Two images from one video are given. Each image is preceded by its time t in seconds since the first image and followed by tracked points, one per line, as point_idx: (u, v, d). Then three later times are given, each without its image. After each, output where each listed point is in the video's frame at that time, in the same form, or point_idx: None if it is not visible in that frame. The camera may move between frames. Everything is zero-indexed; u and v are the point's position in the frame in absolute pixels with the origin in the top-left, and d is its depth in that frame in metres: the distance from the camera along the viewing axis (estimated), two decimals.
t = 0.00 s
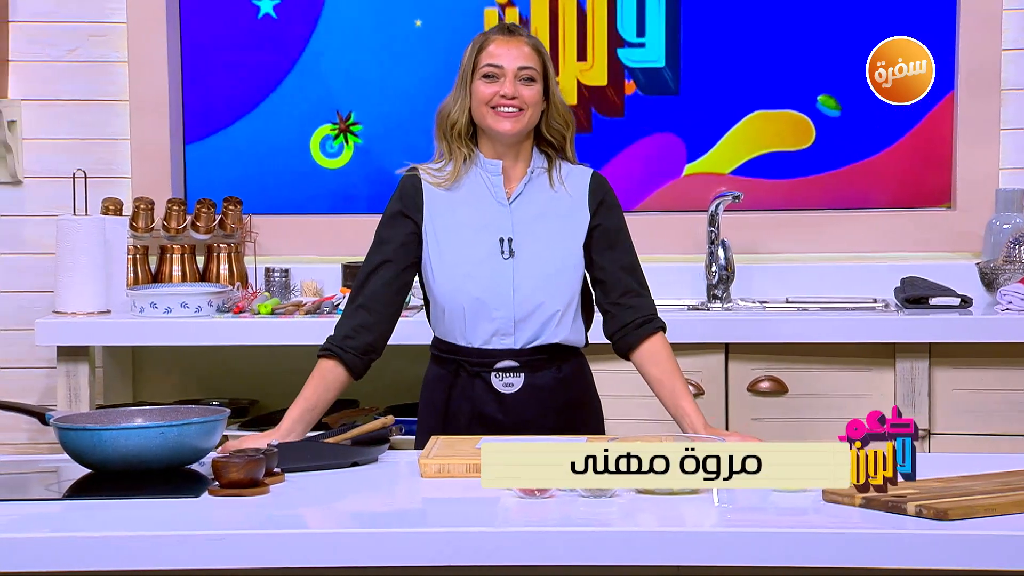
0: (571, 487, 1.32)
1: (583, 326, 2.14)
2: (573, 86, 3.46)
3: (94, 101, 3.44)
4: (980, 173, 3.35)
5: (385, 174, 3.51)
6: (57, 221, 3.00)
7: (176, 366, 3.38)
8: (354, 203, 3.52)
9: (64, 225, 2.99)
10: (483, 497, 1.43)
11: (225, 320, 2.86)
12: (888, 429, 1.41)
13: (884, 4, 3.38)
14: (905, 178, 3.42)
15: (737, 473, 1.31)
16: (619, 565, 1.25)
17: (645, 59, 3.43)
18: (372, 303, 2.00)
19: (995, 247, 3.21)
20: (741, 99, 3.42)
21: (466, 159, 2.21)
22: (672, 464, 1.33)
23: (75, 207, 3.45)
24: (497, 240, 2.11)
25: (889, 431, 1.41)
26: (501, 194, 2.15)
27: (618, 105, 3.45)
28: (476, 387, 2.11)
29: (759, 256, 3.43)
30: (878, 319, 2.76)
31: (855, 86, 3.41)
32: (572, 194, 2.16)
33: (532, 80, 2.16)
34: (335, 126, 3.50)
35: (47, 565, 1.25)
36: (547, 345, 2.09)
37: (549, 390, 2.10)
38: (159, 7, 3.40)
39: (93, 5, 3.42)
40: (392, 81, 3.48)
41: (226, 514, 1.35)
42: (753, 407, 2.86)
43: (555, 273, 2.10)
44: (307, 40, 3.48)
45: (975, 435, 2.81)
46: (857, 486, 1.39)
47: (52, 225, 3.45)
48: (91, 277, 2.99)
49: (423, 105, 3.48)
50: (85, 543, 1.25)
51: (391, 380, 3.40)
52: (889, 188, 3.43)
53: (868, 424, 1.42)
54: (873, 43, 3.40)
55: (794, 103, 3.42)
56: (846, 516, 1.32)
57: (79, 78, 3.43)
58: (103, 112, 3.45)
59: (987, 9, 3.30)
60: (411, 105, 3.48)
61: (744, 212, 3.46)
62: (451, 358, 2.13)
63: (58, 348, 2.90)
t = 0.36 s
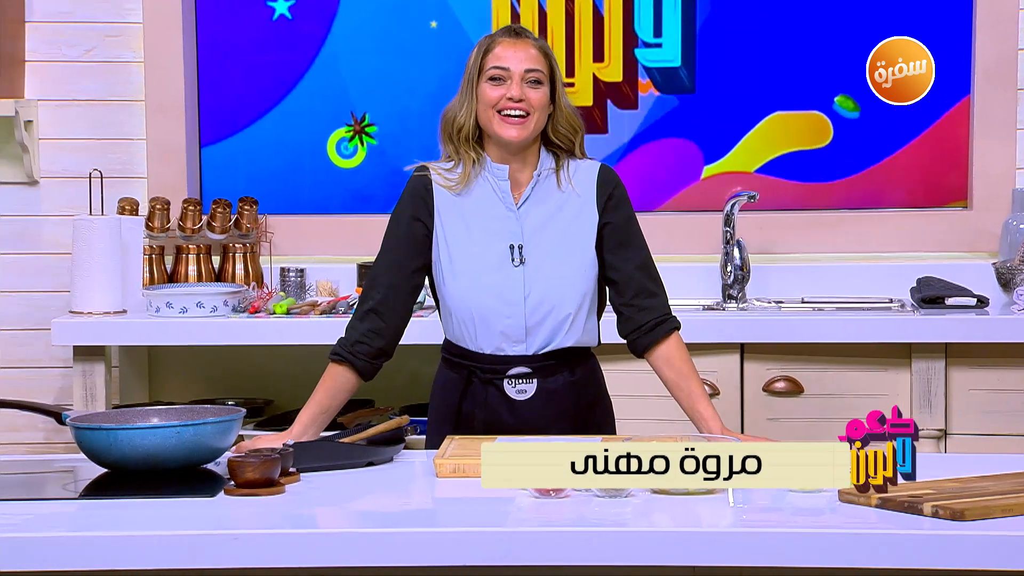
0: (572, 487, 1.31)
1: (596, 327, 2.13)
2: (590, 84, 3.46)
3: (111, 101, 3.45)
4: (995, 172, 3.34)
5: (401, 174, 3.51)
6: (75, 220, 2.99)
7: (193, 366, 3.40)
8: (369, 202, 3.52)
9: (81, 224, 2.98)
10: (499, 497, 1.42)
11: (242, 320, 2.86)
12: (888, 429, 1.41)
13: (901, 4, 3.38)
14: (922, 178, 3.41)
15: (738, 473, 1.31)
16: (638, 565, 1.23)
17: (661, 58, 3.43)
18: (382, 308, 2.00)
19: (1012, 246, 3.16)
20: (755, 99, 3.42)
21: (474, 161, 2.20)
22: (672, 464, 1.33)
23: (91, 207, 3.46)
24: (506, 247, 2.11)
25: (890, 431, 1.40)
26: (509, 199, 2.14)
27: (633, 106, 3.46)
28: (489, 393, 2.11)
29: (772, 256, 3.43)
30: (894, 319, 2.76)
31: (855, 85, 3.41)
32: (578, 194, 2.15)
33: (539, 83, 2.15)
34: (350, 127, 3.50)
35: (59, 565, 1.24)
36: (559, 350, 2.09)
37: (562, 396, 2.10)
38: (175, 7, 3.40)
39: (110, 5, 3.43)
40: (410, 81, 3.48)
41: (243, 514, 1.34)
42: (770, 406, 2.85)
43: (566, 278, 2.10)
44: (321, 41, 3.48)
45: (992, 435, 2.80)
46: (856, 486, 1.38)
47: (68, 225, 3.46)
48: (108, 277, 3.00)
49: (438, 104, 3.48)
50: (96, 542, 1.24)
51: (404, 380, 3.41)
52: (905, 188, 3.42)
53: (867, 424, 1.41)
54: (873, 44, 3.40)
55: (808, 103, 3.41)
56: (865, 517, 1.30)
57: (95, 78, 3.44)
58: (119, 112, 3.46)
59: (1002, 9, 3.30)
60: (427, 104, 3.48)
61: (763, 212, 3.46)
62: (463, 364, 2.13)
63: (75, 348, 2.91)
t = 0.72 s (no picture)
0: (573, 487, 1.31)
1: (603, 329, 2.14)
2: (596, 84, 3.46)
3: (117, 101, 3.45)
4: (1000, 172, 3.34)
5: (408, 174, 3.51)
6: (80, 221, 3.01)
7: (199, 365, 3.40)
8: (375, 202, 3.52)
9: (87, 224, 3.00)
10: (506, 497, 1.42)
11: (248, 320, 2.86)
12: (889, 429, 1.40)
13: (906, 5, 3.38)
14: (928, 177, 3.41)
15: (738, 473, 1.31)
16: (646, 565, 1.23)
17: (667, 58, 3.43)
18: (388, 311, 2.00)
19: (1018, 246, 3.20)
20: (760, 99, 3.42)
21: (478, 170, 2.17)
22: (672, 463, 1.33)
23: (96, 207, 3.46)
24: (512, 253, 2.11)
25: (889, 431, 1.39)
26: (514, 206, 2.14)
27: (640, 108, 3.46)
28: (495, 396, 2.12)
29: (776, 256, 3.43)
30: (900, 319, 2.76)
31: (855, 85, 3.40)
32: (582, 198, 2.14)
33: (542, 92, 2.09)
34: (353, 128, 3.50)
35: (64, 564, 1.24)
36: (566, 353, 2.11)
37: (568, 400, 2.11)
38: (181, 7, 3.40)
39: (115, 5, 3.43)
40: (415, 81, 3.48)
41: (249, 514, 1.34)
42: (776, 407, 2.85)
43: (572, 284, 2.10)
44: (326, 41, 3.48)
45: (998, 435, 2.80)
46: (857, 486, 1.37)
47: (74, 225, 3.46)
48: (114, 277, 3.00)
49: (443, 104, 3.48)
50: (102, 542, 1.24)
51: (409, 380, 3.41)
52: (911, 188, 3.42)
53: (868, 423, 1.40)
54: (873, 44, 3.40)
55: (814, 103, 3.41)
56: (870, 517, 1.30)
57: (100, 78, 3.44)
58: (125, 112, 3.46)
59: (1007, 9, 3.30)
60: (433, 104, 3.48)
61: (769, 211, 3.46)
62: (470, 366, 2.14)
63: (80, 348, 2.92)
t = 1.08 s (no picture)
0: (573, 487, 1.31)
1: (602, 329, 2.14)
2: (594, 84, 3.46)
3: (117, 101, 3.45)
4: (999, 172, 3.34)
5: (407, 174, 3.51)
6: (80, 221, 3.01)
7: (198, 366, 3.40)
8: (375, 202, 3.52)
9: (87, 224, 2.99)
10: (505, 497, 1.42)
11: (247, 320, 2.86)
12: (889, 429, 1.40)
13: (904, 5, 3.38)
14: (927, 177, 3.41)
15: (738, 473, 1.31)
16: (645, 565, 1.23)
17: (665, 59, 3.43)
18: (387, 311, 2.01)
19: (1017, 246, 3.17)
20: (759, 99, 3.42)
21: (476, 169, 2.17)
22: (672, 464, 1.33)
23: (95, 207, 3.46)
24: (510, 252, 2.11)
25: (890, 431, 1.39)
26: (512, 206, 2.14)
27: (639, 108, 3.46)
28: (494, 396, 2.12)
29: (775, 256, 3.43)
30: (898, 319, 2.76)
31: (856, 86, 3.40)
32: (581, 198, 2.14)
33: (539, 89, 2.10)
34: (351, 129, 3.50)
35: (64, 565, 1.24)
36: (565, 353, 2.11)
37: (567, 399, 2.11)
38: (180, 7, 3.40)
39: (115, 5, 3.43)
40: (414, 82, 3.48)
41: (248, 514, 1.34)
42: (774, 407, 2.85)
43: (571, 285, 2.10)
44: (325, 40, 3.48)
45: (996, 435, 2.80)
46: (856, 486, 1.37)
47: (73, 225, 3.46)
48: (112, 277, 3.00)
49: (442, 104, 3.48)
50: (102, 543, 1.24)
51: (408, 379, 3.41)
52: (909, 188, 3.42)
53: (868, 423, 1.39)
54: (873, 44, 3.40)
55: (813, 103, 3.41)
56: (870, 517, 1.30)
57: (99, 78, 3.44)
58: (125, 112, 3.45)
59: (1006, 9, 3.30)
60: (432, 104, 3.48)
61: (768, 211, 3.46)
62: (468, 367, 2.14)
63: (79, 347, 2.92)
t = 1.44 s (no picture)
0: (572, 487, 1.31)
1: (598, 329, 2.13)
2: (591, 86, 3.46)
3: (114, 101, 3.46)
4: (997, 172, 3.34)
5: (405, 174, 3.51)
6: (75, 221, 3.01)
7: (195, 366, 3.40)
8: (373, 202, 3.52)
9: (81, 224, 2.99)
10: (502, 497, 1.42)
11: (244, 320, 2.86)
12: (888, 429, 1.40)
13: (902, 5, 3.39)
14: (924, 178, 3.41)
15: (738, 473, 1.31)
16: (642, 565, 1.23)
17: (663, 60, 3.44)
18: (387, 309, 2.03)
19: (1012, 246, 3.15)
20: (757, 100, 3.42)
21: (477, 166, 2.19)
22: (672, 464, 1.33)
23: (92, 207, 3.46)
24: (508, 244, 2.11)
25: (890, 431, 1.40)
26: (511, 198, 2.14)
27: (637, 109, 3.46)
28: (491, 390, 2.11)
29: (774, 257, 3.43)
30: (894, 319, 2.76)
31: (855, 86, 3.41)
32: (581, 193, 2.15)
33: (540, 90, 2.10)
34: (345, 131, 3.50)
35: (62, 565, 1.24)
36: (561, 349, 2.09)
37: (564, 393, 2.10)
38: (177, 7, 3.40)
39: (112, 5, 3.43)
40: (411, 82, 3.48)
41: (245, 514, 1.34)
42: (771, 406, 2.86)
43: (568, 279, 2.09)
44: (321, 40, 3.48)
45: (992, 436, 2.80)
46: (856, 486, 1.37)
47: (71, 225, 3.46)
48: (109, 277, 3.00)
49: (440, 103, 3.48)
50: (101, 542, 1.24)
51: (406, 379, 3.41)
52: (907, 188, 3.42)
53: (868, 424, 1.40)
54: (873, 44, 3.40)
55: (810, 103, 3.41)
56: (867, 516, 1.30)
57: (97, 79, 3.44)
58: (122, 112, 3.46)
59: (1004, 9, 3.30)
60: (429, 104, 3.48)
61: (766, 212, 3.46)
62: (465, 361, 2.13)
63: (76, 347, 2.92)
